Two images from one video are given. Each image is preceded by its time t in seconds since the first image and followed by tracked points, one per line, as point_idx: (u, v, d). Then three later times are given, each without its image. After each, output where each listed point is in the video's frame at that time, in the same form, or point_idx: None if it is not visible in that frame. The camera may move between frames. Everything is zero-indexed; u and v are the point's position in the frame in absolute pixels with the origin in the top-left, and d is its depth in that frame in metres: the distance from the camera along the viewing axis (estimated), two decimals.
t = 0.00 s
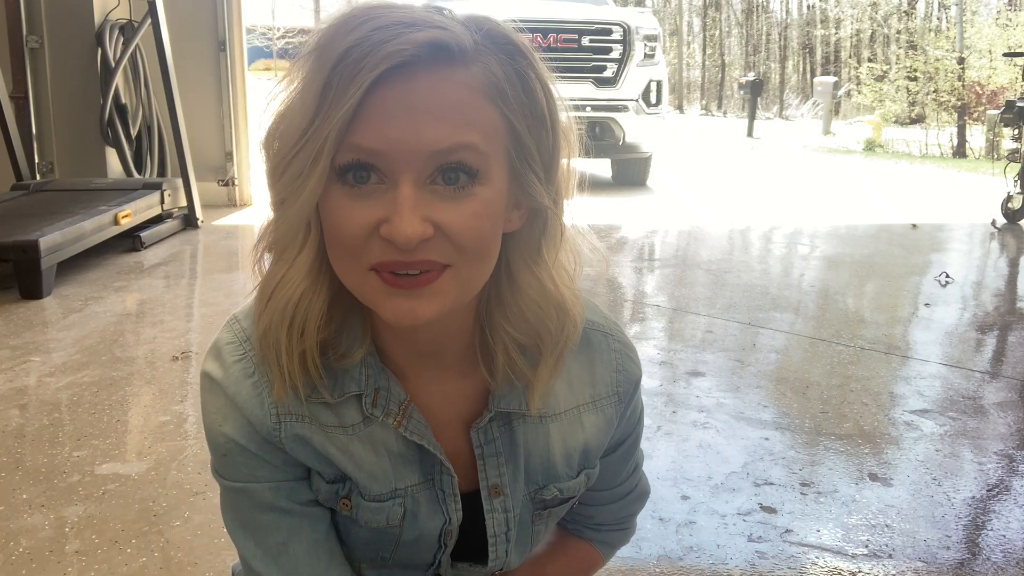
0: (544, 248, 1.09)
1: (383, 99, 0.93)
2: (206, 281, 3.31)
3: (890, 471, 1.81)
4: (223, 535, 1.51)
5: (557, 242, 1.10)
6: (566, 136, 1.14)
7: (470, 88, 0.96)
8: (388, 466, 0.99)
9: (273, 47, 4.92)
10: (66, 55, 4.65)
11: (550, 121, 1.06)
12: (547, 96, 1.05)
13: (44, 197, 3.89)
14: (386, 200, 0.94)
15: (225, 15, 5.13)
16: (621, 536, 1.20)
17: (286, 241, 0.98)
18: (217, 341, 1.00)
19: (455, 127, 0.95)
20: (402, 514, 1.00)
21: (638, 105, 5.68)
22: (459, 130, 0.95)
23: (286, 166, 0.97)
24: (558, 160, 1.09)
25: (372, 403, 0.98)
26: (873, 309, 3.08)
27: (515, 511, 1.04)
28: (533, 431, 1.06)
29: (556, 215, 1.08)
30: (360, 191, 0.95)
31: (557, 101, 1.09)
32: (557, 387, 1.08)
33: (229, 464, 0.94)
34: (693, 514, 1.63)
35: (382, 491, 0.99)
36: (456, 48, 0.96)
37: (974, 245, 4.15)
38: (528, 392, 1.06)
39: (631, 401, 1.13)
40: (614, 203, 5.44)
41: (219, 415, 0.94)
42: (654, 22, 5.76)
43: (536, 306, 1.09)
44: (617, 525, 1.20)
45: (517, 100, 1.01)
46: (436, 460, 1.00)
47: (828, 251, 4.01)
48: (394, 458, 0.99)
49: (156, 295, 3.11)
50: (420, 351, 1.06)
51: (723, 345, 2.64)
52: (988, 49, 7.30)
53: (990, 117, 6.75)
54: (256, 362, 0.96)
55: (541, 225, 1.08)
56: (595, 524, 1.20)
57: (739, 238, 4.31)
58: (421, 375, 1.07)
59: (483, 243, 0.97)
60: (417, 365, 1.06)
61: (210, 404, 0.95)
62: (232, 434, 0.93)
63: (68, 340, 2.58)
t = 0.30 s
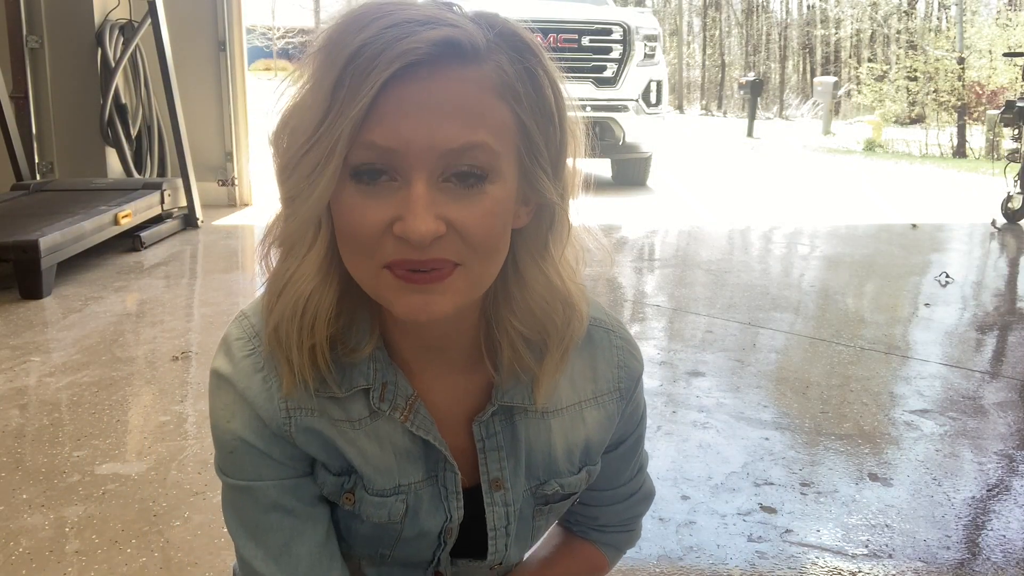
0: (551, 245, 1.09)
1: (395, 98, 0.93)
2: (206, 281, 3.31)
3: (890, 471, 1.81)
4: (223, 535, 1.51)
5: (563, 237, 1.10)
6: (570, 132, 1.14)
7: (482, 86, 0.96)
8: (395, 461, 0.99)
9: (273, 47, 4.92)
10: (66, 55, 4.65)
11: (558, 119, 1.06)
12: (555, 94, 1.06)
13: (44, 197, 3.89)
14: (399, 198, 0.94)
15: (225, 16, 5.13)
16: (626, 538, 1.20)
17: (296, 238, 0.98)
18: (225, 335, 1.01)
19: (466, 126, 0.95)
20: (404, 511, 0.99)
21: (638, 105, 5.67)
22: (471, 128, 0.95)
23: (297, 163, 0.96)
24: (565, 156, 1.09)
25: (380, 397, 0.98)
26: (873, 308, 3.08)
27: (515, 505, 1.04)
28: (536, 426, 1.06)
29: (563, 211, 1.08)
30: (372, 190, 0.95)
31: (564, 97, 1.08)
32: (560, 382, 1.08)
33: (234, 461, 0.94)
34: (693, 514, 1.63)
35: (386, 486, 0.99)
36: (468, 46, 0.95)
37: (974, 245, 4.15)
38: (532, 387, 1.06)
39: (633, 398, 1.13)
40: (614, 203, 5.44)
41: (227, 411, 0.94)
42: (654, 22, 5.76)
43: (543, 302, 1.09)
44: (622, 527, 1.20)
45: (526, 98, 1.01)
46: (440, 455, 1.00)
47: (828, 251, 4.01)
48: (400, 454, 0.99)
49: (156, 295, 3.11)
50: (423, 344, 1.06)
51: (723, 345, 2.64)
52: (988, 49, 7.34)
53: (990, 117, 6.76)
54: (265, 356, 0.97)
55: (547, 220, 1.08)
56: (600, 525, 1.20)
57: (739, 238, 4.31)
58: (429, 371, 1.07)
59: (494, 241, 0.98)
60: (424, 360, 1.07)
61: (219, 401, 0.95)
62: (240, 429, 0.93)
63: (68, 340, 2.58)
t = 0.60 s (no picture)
0: (547, 219, 1.05)
1: (431, 71, 0.89)
2: (205, 281, 3.31)
3: (890, 471, 1.81)
4: (223, 535, 1.51)
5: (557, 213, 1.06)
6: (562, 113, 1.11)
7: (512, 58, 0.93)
8: (401, 442, 0.92)
9: (273, 47, 4.93)
10: (65, 55, 4.65)
11: (558, 95, 1.04)
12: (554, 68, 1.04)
13: (44, 197, 3.89)
14: (439, 170, 0.90)
15: (225, 15, 5.13)
16: (616, 536, 1.13)
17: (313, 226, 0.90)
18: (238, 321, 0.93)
19: (501, 99, 0.91)
20: (408, 493, 0.93)
21: (638, 105, 5.67)
22: (505, 99, 0.92)
23: (326, 144, 0.88)
24: (564, 130, 1.06)
25: (389, 375, 0.92)
26: (873, 308, 3.08)
27: (515, 488, 0.97)
28: (537, 411, 1.00)
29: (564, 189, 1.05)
30: (409, 164, 0.89)
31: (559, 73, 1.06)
32: (562, 367, 1.02)
33: (248, 434, 0.87)
34: (693, 514, 1.63)
35: (393, 467, 0.92)
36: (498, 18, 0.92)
37: (974, 245, 4.15)
38: (538, 370, 1.00)
39: (631, 386, 1.07)
40: (614, 203, 5.44)
41: (244, 382, 0.88)
42: (654, 21, 5.76)
43: (544, 279, 1.03)
44: (613, 523, 1.13)
45: (539, 72, 0.99)
46: (442, 437, 0.94)
47: (828, 250, 4.01)
48: (406, 437, 0.92)
49: (156, 295, 3.11)
50: (428, 331, 1.00)
51: (723, 345, 2.64)
52: (988, 49, 7.34)
53: (991, 117, 6.75)
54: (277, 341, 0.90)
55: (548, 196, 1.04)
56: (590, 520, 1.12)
57: (739, 238, 4.31)
58: (438, 362, 1.00)
59: (526, 213, 0.95)
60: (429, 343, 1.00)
61: (234, 371, 0.88)
62: (258, 400, 0.87)
63: (68, 340, 2.58)
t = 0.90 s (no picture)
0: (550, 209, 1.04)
1: (439, 45, 0.89)
2: (206, 281, 3.31)
3: (890, 471, 1.81)
4: (223, 535, 1.51)
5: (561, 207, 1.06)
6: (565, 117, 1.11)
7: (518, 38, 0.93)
8: (402, 438, 0.91)
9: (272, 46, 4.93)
10: (65, 54, 4.65)
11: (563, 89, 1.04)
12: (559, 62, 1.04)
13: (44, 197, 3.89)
14: (450, 138, 0.89)
15: (226, 15, 5.13)
16: (619, 534, 1.12)
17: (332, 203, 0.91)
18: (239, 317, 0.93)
19: (509, 71, 0.91)
20: (407, 488, 0.92)
21: (638, 105, 5.67)
22: (514, 71, 0.91)
23: (340, 121, 0.89)
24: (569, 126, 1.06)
25: (393, 368, 0.92)
26: (873, 308, 3.08)
27: (516, 476, 0.97)
28: (539, 400, 0.99)
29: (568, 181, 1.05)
30: (420, 134, 0.89)
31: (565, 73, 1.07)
32: (564, 358, 1.01)
33: (242, 433, 0.87)
34: (692, 514, 1.63)
35: (392, 462, 0.91)
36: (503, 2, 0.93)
37: (974, 245, 4.15)
38: (541, 360, 1.00)
39: (631, 380, 1.07)
40: (614, 203, 5.44)
41: (239, 380, 0.88)
42: (654, 22, 5.76)
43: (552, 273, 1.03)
44: (614, 521, 1.12)
45: (545, 61, 0.99)
46: (444, 431, 0.93)
47: (828, 251, 4.01)
48: (408, 431, 0.91)
49: (157, 295, 3.11)
50: (437, 311, 0.98)
51: (723, 345, 2.64)
52: (987, 49, 7.42)
53: (991, 117, 6.74)
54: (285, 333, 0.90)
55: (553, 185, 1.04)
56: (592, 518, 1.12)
57: (739, 238, 4.31)
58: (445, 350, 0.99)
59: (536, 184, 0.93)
60: (435, 335, 0.99)
61: (230, 370, 0.89)
62: (252, 398, 0.87)
63: (68, 340, 2.58)
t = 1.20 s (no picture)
0: (555, 200, 1.04)
1: (431, 39, 0.90)
2: (206, 281, 3.31)
3: (890, 471, 1.81)
4: (223, 535, 1.51)
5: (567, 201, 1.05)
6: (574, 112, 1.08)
7: (511, 36, 0.93)
8: (393, 407, 0.91)
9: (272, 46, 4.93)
10: (65, 54, 4.65)
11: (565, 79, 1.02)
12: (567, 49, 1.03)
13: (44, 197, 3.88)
14: (434, 130, 0.91)
15: (225, 15, 5.13)
16: (615, 532, 1.11)
17: (335, 183, 0.93)
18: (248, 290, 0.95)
19: (497, 66, 0.91)
20: (394, 457, 0.92)
21: (638, 105, 5.67)
22: (501, 69, 0.92)
23: (336, 108, 0.92)
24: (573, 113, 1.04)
25: (385, 343, 0.92)
26: (873, 308, 3.08)
27: (507, 455, 0.97)
28: (536, 385, 0.99)
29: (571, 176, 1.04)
30: (407, 125, 0.91)
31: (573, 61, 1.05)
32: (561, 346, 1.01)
33: (236, 397, 0.89)
34: (692, 514, 1.63)
35: (380, 428, 0.91)
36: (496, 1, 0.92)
37: (974, 245, 4.15)
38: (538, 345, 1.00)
39: (627, 373, 1.06)
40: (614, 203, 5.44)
41: (238, 348, 0.89)
42: (654, 22, 5.77)
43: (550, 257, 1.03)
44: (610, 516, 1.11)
45: (545, 52, 0.98)
46: (434, 405, 0.93)
47: (828, 250, 4.01)
48: (399, 402, 0.92)
49: (157, 295, 3.11)
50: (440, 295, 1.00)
51: (723, 345, 2.64)
52: (988, 49, 7.38)
53: (991, 117, 6.74)
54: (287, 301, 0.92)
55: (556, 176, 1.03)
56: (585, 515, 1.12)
57: (739, 238, 4.31)
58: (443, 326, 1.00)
59: (522, 174, 0.94)
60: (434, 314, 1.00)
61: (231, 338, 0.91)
62: (248, 363, 0.88)
63: (67, 340, 2.57)
